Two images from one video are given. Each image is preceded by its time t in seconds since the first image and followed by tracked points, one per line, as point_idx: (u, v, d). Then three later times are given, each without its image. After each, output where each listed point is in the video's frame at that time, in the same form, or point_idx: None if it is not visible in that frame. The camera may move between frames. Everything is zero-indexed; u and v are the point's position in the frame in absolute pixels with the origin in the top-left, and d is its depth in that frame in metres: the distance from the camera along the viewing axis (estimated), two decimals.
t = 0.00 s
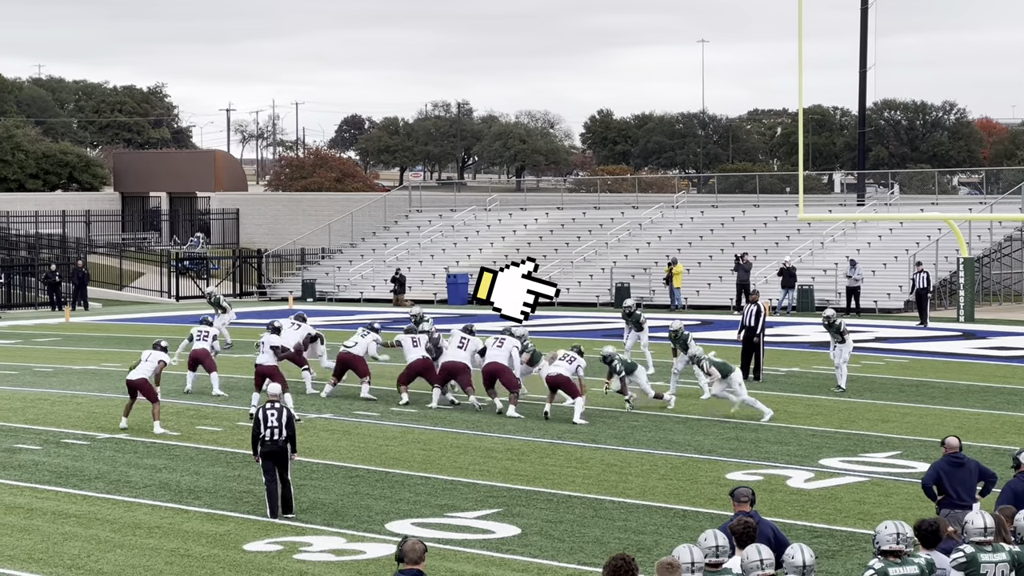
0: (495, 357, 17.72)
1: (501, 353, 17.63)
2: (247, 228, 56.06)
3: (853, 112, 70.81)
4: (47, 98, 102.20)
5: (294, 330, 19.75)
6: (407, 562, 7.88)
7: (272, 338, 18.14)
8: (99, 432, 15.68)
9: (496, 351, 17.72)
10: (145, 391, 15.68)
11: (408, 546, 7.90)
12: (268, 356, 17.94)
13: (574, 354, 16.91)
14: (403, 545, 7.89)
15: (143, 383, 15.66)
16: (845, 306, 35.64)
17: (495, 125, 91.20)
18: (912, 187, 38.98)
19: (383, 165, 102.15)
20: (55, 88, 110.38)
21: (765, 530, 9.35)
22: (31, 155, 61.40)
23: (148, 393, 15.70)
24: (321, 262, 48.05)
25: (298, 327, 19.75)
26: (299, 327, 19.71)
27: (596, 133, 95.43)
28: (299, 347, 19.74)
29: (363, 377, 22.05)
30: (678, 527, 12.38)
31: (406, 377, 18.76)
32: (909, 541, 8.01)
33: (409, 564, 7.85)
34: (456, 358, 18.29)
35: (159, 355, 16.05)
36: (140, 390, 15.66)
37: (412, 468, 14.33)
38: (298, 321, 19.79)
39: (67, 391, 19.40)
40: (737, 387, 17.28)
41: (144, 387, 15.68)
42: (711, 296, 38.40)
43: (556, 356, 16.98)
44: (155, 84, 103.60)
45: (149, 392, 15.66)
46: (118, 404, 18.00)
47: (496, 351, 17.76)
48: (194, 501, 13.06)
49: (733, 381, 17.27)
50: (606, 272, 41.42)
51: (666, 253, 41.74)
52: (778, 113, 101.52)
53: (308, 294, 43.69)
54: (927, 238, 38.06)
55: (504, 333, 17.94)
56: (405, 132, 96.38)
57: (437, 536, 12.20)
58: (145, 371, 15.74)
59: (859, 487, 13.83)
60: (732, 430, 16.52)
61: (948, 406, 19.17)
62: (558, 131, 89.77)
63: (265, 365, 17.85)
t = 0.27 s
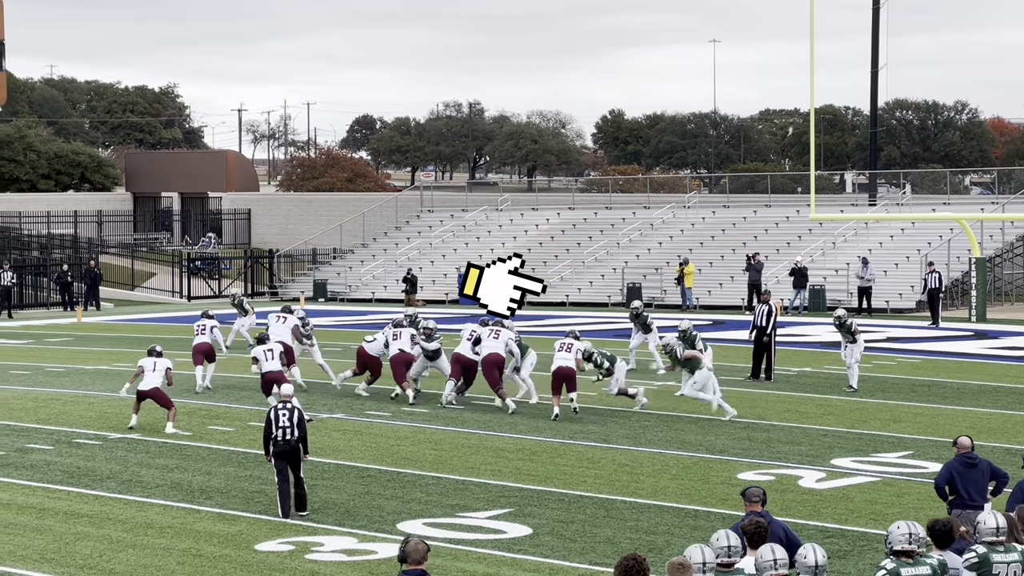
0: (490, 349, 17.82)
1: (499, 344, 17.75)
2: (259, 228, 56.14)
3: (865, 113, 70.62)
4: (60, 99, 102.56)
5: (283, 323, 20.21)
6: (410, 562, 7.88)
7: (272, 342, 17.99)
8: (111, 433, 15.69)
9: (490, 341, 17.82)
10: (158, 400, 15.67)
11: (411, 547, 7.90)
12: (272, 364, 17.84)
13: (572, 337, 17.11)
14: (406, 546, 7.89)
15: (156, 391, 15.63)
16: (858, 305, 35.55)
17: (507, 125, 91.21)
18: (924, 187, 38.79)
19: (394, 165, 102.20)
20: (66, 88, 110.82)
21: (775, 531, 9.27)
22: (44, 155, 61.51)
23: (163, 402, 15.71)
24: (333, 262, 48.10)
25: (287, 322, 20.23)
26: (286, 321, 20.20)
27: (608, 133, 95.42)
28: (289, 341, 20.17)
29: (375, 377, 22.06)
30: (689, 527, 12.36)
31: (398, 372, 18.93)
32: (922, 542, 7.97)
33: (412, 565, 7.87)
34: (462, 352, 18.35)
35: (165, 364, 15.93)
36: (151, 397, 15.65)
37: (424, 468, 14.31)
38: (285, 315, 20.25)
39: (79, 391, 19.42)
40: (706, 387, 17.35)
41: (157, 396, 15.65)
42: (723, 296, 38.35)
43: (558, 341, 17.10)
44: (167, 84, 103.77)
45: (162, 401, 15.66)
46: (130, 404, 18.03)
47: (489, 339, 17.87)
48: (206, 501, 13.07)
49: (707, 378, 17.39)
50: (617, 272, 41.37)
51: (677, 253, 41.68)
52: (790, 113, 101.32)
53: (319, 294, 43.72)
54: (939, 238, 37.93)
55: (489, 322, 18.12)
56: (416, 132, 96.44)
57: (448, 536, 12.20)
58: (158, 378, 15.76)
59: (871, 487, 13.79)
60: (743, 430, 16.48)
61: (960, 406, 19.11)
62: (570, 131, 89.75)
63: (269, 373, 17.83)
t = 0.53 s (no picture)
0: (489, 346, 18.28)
1: (500, 343, 18.23)
2: (273, 229, 56.22)
3: (880, 113, 70.34)
4: (76, 100, 103.03)
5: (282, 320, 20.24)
6: (415, 563, 7.98)
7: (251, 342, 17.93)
8: (127, 433, 15.71)
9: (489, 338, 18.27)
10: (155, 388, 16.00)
11: (417, 548, 8.02)
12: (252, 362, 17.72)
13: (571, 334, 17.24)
14: (412, 547, 8.01)
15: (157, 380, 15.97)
16: (873, 306, 35.43)
17: (522, 125, 91.17)
18: (939, 187, 38.63)
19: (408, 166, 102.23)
20: (81, 89, 111.24)
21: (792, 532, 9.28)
22: (59, 156, 61.64)
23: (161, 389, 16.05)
24: (348, 263, 48.15)
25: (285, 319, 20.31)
26: (284, 319, 20.23)
27: (622, 133, 95.32)
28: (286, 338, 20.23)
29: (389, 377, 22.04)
30: (704, 528, 12.34)
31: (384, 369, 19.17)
32: (937, 543, 7.93)
33: (418, 567, 7.96)
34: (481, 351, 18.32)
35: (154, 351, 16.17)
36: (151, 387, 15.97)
37: (439, 468, 14.28)
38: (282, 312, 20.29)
39: (94, 391, 19.45)
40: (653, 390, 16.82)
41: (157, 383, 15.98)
42: (738, 296, 38.24)
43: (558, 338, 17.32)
44: (182, 85, 103.98)
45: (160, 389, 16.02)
46: (145, 405, 18.06)
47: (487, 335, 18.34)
48: (222, 501, 13.07)
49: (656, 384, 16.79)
50: (632, 273, 41.32)
51: (692, 254, 41.61)
52: (805, 113, 101.01)
53: (334, 295, 43.77)
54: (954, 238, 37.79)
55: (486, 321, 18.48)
56: (431, 132, 96.51)
57: (463, 537, 12.20)
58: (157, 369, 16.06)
59: (886, 488, 13.71)
60: (758, 430, 16.41)
61: (976, 407, 19.02)
62: (584, 131, 89.72)
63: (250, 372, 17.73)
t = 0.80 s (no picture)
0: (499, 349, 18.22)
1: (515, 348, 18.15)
2: (292, 229, 56.34)
3: (899, 114, 70.10)
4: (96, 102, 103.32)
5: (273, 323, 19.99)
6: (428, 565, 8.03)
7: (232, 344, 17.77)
8: (147, 433, 15.76)
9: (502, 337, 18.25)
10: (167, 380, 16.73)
11: (428, 551, 8.10)
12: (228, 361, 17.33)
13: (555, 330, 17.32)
14: (423, 550, 8.07)
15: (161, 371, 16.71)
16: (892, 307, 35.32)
17: (540, 126, 91.20)
18: (959, 188, 38.50)
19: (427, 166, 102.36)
20: (101, 90, 111.76)
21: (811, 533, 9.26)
22: (79, 157, 61.89)
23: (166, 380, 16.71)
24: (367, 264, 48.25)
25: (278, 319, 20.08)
26: (276, 322, 19.95)
27: (641, 134, 95.28)
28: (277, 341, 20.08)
29: (409, 378, 22.03)
30: (723, 529, 12.31)
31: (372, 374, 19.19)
32: (957, 544, 7.90)
33: (430, 568, 8.05)
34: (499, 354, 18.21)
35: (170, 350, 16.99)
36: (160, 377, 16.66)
37: (458, 469, 14.25)
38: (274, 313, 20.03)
39: (115, 392, 19.50)
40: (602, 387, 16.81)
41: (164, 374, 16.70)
42: (756, 297, 38.16)
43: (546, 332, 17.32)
44: (201, 86, 104.18)
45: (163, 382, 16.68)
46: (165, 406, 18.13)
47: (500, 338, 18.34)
48: (241, 502, 13.10)
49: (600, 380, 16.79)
50: (651, 273, 41.29)
51: (711, 254, 41.54)
52: (824, 114, 100.72)
53: (353, 296, 43.84)
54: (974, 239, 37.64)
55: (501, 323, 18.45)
56: (449, 133, 96.47)
57: (482, 537, 12.21)
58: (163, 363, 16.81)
59: (905, 489, 13.65)
60: (776, 431, 16.35)
61: (997, 408, 18.93)
62: (603, 133, 89.62)
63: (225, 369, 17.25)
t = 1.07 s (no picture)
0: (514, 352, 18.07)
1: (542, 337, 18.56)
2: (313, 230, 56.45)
3: (920, 114, 69.79)
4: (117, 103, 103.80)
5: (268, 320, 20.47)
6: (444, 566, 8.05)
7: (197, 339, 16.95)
8: (168, 434, 15.79)
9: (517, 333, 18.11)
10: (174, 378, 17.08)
11: (445, 551, 8.05)
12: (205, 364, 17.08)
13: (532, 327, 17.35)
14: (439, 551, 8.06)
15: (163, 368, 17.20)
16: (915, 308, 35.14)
17: (561, 127, 91.14)
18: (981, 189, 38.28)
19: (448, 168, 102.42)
20: (123, 91, 112.25)
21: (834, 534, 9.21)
22: (101, 159, 62.11)
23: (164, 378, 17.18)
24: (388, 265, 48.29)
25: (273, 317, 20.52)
26: (270, 319, 20.44)
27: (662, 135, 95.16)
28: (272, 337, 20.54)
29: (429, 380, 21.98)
30: (744, 531, 12.26)
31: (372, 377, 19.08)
32: (982, 547, 7.80)
33: (447, 569, 8.02)
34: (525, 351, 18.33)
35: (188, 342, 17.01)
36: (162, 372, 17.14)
37: (479, 470, 14.20)
38: (271, 311, 20.52)
39: (136, 393, 19.55)
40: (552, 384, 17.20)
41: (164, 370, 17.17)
42: (778, 298, 37.98)
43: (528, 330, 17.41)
44: (222, 88, 104.47)
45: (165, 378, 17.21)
46: (186, 407, 18.16)
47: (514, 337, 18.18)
48: (262, 503, 13.09)
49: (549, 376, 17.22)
50: (672, 274, 41.17)
51: (732, 255, 41.41)
52: (845, 114, 100.34)
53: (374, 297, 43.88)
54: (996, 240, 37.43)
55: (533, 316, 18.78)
56: (470, 133, 96.48)
57: (503, 538, 12.19)
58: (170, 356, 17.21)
59: (928, 491, 13.55)
60: (798, 432, 16.26)
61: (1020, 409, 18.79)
62: (624, 134, 89.50)
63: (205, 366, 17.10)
